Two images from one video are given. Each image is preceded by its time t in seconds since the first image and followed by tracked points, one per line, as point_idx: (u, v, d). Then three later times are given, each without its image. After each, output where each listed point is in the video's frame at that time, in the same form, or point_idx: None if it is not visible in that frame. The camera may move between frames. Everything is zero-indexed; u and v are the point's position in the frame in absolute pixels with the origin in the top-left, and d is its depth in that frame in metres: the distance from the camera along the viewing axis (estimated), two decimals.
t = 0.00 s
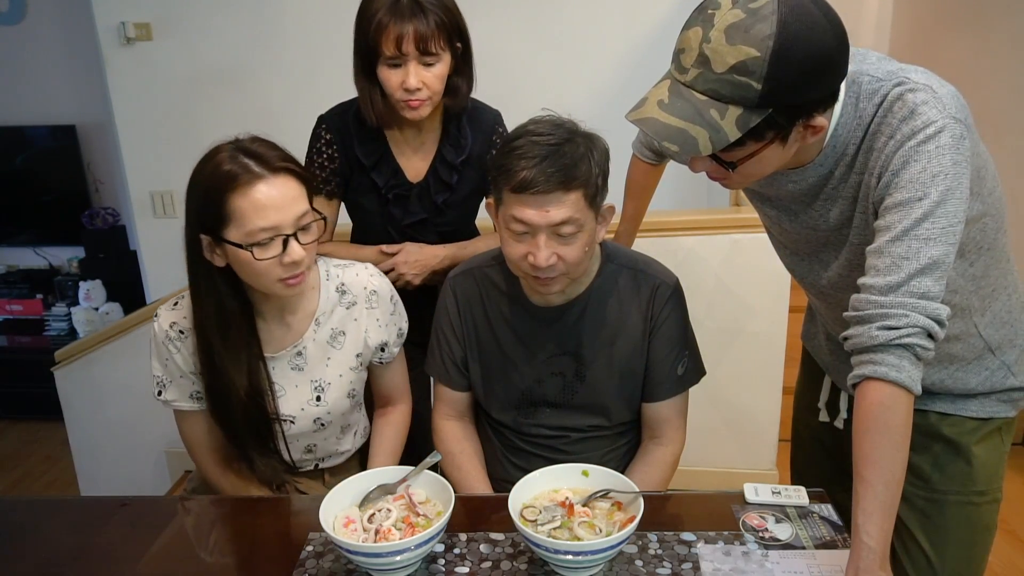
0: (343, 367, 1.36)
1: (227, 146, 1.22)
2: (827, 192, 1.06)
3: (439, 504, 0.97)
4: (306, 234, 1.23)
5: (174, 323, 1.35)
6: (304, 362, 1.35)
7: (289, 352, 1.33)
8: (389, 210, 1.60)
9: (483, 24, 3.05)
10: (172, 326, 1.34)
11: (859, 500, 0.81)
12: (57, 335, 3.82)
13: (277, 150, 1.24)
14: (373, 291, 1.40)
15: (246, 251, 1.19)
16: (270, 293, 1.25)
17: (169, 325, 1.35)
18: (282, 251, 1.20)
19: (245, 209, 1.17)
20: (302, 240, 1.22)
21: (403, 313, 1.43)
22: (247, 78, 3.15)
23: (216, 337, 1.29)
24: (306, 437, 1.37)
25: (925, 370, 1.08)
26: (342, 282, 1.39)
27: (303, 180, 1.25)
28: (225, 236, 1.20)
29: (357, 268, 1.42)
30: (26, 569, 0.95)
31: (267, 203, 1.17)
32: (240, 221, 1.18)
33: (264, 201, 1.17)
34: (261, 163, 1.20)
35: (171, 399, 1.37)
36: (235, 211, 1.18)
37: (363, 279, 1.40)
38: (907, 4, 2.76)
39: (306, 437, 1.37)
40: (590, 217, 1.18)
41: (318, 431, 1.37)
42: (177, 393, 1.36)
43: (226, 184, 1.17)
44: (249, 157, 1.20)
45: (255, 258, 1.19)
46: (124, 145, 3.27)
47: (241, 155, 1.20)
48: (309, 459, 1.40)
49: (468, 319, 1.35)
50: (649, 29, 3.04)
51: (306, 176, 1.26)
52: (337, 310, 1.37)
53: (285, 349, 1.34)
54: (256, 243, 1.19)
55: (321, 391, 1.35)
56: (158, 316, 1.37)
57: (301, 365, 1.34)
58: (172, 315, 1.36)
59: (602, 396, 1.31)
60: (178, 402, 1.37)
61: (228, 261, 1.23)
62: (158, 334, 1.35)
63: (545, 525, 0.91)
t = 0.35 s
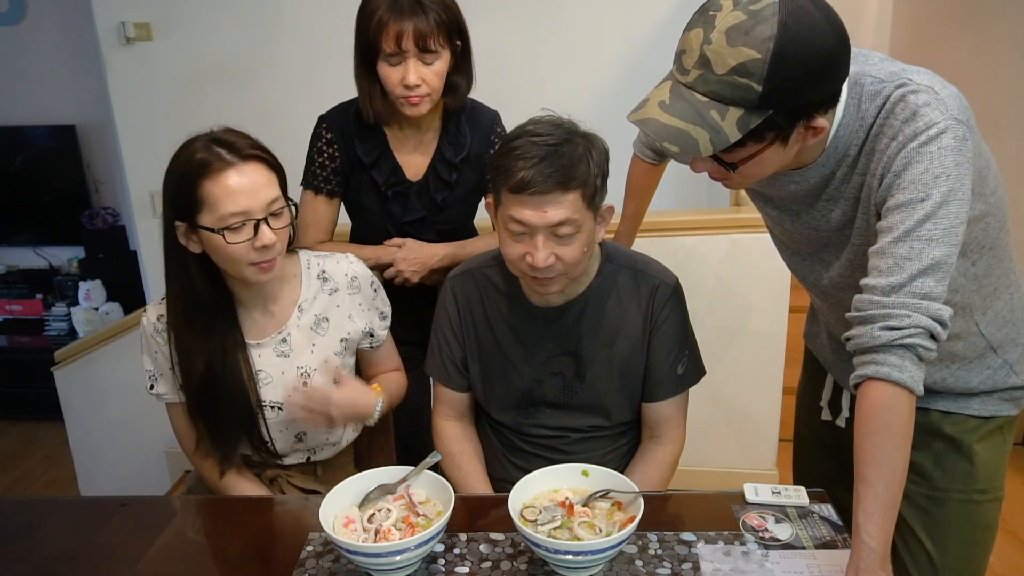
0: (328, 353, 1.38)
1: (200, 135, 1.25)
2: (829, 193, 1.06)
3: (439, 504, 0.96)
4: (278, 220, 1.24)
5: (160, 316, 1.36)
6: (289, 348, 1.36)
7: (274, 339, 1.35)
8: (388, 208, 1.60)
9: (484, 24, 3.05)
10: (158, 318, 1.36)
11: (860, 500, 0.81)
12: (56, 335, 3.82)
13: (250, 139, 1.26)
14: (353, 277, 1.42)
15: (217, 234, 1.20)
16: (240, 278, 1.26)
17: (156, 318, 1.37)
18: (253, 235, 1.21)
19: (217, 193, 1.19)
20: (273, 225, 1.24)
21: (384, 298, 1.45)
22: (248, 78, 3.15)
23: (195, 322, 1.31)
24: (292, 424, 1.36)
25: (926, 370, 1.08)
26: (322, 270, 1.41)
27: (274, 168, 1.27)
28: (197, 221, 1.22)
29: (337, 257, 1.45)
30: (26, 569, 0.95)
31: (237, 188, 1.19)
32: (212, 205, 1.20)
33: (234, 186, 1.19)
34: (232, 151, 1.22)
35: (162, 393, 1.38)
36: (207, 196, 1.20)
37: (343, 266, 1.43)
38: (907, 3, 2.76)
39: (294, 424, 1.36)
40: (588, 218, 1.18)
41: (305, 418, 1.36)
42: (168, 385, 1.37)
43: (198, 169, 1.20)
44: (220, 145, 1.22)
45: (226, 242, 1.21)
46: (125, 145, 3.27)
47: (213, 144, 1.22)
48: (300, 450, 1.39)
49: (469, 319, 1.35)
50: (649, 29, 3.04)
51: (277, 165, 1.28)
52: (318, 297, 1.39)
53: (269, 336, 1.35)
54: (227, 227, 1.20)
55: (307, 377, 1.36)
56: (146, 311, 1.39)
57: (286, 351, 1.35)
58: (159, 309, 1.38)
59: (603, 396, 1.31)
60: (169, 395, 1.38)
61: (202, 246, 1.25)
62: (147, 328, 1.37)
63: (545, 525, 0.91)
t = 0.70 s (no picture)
0: (318, 341, 1.38)
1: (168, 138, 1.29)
2: (836, 194, 1.06)
3: (439, 504, 0.96)
4: (260, 195, 1.29)
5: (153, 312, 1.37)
6: (280, 337, 1.35)
7: (264, 328, 1.35)
8: (387, 205, 1.60)
9: (484, 24, 3.05)
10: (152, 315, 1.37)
11: (860, 500, 0.81)
12: (57, 335, 3.81)
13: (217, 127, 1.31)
14: (339, 265, 1.42)
15: (208, 210, 1.23)
16: (237, 260, 1.27)
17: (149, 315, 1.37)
18: (243, 205, 1.25)
19: (199, 172, 1.23)
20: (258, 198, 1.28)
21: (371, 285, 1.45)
22: (248, 78, 3.15)
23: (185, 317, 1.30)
24: (287, 414, 1.36)
25: (929, 368, 1.08)
26: (308, 259, 1.41)
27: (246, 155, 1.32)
28: (185, 208, 1.24)
29: (322, 247, 1.45)
30: (28, 570, 0.95)
31: (219, 163, 1.24)
32: (196, 185, 1.23)
33: (216, 161, 1.24)
34: (205, 139, 1.27)
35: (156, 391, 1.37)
36: (189, 176, 1.23)
37: (328, 255, 1.43)
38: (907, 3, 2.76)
39: (289, 414, 1.36)
40: (580, 220, 1.18)
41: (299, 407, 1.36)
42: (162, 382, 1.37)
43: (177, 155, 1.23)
44: (192, 136, 1.27)
45: (219, 215, 1.23)
46: (125, 145, 3.27)
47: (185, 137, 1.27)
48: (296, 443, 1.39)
49: (470, 318, 1.35)
50: (649, 28, 3.04)
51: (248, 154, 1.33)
52: (306, 286, 1.39)
53: (259, 326, 1.35)
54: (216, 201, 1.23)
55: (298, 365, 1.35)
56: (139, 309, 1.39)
57: (277, 340, 1.35)
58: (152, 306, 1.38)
59: (606, 396, 1.31)
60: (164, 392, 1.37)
61: (193, 236, 1.26)
62: (141, 325, 1.37)
63: (545, 525, 0.91)
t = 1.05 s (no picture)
0: (311, 334, 1.38)
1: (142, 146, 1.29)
2: (839, 194, 1.06)
3: (439, 504, 0.96)
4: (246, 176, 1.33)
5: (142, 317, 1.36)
6: (274, 333, 1.36)
7: (257, 326, 1.34)
8: (386, 198, 1.60)
9: (484, 24, 3.05)
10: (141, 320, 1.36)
11: (861, 499, 0.81)
12: (56, 335, 3.81)
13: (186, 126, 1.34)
14: (327, 258, 1.43)
15: (208, 181, 1.25)
16: (240, 233, 1.27)
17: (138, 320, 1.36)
18: (238, 177, 1.28)
19: (190, 153, 1.25)
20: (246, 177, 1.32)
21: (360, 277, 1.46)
22: (248, 78, 3.15)
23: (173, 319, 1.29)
24: (283, 408, 1.36)
25: (931, 367, 1.08)
26: (296, 255, 1.42)
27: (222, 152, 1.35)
28: (180, 190, 1.24)
29: (308, 242, 1.46)
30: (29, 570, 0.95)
31: (207, 143, 1.27)
32: (189, 164, 1.25)
33: (203, 143, 1.27)
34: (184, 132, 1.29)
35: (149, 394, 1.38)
36: (179, 160, 1.25)
37: (315, 249, 1.44)
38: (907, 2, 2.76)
39: (286, 409, 1.37)
40: (576, 219, 1.18)
41: (296, 401, 1.37)
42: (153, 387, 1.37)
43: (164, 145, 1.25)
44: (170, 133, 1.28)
45: (219, 184, 1.25)
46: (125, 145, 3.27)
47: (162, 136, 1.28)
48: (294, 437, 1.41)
49: (471, 317, 1.35)
50: (648, 29, 3.04)
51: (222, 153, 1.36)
52: (295, 281, 1.40)
53: (252, 323, 1.35)
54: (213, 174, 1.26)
55: (294, 358, 1.36)
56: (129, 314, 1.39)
57: (271, 337, 1.35)
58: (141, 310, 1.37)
59: (607, 396, 1.31)
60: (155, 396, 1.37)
61: (192, 217, 1.26)
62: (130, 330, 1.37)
63: (546, 525, 0.91)
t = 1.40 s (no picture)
0: (299, 330, 1.38)
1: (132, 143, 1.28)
2: (838, 193, 1.06)
3: (439, 504, 0.96)
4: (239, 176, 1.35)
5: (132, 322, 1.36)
6: (262, 332, 1.36)
7: (245, 326, 1.35)
8: (385, 195, 1.60)
9: (484, 24, 3.05)
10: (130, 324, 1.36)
11: (862, 500, 0.81)
12: (56, 335, 3.81)
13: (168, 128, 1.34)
14: (307, 254, 1.43)
15: (212, 182, 1.27)
16: (246, 233, 1.31)
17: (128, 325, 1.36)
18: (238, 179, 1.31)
19: (190, 153, 1.27)
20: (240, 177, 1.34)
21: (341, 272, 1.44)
22: (248, 78, 3.15)
23: (165, 321, 1.29)
24: (276, 405, 1.36)
25: (929, 367, 1.08)
26: (278, 255, 1.43)
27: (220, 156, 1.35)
28: (183, 189, 1.25)
29: (289, 240, 1.45)
30: (29, 569, 0.95)
31: (203, 144, 1.29)
32: (190, 164, 1.26)
33: (199, 144, 1.28)
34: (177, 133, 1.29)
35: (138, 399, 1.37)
36: (181, 160, 1.26)
37: (294, 245, 1.43)
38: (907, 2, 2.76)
39: (279, 407, 1.36)
40: (575, 219, 1.18)
41: (288, 398, 1.36)
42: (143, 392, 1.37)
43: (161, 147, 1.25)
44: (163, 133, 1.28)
45: (224, 184, 1.28)
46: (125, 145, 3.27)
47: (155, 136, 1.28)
48: (287, 436, 1.40)
49: (471, 317, 1.35)
50: (649, 28, 3.03)
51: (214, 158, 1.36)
52: (278, 279, 1.40)
53: (240, 324, 1.35)
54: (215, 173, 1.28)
55: (283, 356, 1.36)
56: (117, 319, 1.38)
57: (259, 335, 1.35)
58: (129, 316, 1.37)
59: (607, 396, 1.31)
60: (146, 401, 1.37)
61: (196, 216, 1.27)
62: (119, 335, 1.37)
63: (545, 525, 0.91)
